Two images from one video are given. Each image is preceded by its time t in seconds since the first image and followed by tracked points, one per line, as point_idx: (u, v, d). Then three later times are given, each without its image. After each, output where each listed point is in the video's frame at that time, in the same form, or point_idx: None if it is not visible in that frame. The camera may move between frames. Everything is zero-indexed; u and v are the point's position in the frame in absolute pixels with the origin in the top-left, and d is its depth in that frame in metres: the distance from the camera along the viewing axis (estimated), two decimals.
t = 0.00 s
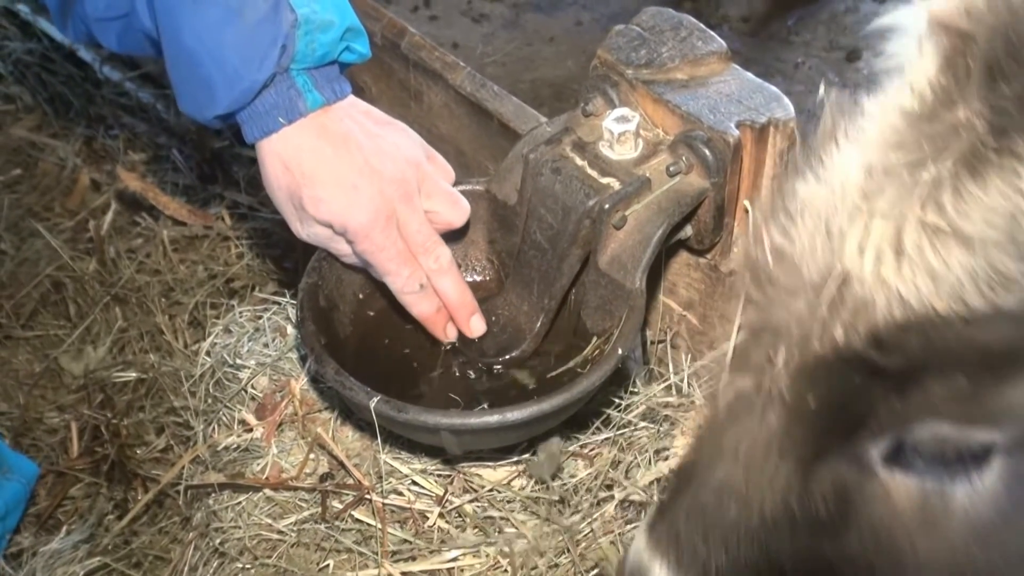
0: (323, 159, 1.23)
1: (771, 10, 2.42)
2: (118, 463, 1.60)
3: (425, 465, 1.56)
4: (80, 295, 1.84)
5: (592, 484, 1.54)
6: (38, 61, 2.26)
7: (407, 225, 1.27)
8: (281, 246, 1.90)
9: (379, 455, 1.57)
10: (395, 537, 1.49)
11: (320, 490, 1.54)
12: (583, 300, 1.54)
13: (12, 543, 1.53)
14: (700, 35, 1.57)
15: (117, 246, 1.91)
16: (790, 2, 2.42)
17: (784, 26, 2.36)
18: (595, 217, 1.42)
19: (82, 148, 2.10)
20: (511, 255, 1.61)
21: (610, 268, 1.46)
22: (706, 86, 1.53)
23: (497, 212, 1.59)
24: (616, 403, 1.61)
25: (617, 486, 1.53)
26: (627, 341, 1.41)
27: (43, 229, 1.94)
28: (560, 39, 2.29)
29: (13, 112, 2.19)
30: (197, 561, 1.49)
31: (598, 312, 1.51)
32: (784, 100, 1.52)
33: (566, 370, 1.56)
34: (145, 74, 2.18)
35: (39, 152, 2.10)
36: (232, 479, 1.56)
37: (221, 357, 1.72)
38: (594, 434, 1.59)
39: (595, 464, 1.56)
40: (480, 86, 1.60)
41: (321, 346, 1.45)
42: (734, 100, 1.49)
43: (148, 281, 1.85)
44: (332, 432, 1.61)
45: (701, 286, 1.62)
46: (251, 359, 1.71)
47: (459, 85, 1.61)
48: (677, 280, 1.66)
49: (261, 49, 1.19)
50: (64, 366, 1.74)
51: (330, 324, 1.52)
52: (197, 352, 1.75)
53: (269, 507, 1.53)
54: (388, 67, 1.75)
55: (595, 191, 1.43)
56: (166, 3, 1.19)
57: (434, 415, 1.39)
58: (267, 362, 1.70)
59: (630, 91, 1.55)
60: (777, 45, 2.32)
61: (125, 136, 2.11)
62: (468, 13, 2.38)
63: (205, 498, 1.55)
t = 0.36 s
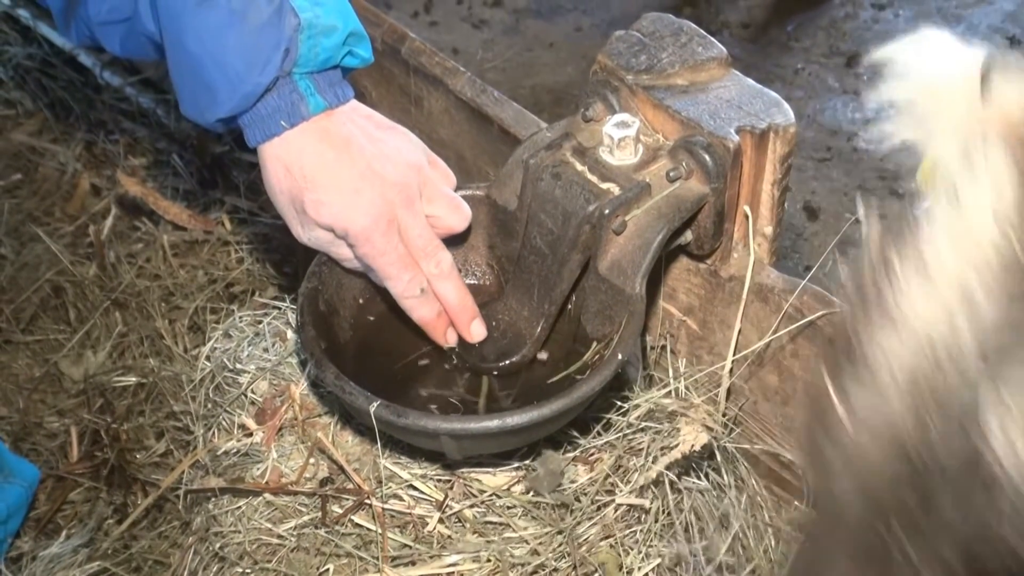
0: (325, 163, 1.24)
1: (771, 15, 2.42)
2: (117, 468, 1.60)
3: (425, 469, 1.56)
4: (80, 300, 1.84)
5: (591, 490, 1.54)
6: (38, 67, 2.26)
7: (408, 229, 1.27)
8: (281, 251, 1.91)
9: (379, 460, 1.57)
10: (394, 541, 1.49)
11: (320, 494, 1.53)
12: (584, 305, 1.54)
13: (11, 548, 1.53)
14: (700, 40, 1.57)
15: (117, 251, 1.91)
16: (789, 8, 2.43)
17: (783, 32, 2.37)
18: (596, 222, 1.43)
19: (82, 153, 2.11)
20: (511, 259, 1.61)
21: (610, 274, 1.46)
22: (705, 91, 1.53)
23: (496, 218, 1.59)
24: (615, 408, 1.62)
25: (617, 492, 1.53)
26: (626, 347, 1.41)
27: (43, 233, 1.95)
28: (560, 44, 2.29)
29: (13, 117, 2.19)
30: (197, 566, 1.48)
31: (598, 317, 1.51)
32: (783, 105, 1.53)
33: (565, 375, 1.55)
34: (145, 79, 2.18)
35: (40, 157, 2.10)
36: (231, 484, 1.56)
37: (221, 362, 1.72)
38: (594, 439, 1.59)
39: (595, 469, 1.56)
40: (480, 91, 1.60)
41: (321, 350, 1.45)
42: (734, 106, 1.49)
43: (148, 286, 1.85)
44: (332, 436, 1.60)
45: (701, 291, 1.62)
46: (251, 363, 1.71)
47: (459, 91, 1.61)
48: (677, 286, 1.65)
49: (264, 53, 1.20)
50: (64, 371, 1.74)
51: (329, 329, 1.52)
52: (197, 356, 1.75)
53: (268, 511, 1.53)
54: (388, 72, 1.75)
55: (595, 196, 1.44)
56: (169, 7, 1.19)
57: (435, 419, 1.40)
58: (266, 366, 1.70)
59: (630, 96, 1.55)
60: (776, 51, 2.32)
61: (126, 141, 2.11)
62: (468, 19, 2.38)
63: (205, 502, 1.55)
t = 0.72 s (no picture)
0: (318, 165, 1.24)
1: (772, 18, 2.42)
2: (115, 470, 1.60)
3: (424, 473, 1.56)
4: (79, 301, 1.83)
5: (590, 493, 1.54)
6: (38, 68, 2.26)
7: (404, 228, 1.27)
8: (280, 254, 1.91)
9: (377, 462, 1.56)
10: (393, 544, 1.49)
11: (318, 496, 1.52)
12: (584, 308, 1.54)
13: (9, 549, 1.53)
14: (701, 44, 1.57)
15: (116, 252, 1.91)
16: (791, 12, 2.43)
17: (784, 36, 2.37)
18: (595, 225, 1.43)
19: (82, 154, 2.11)
20: (510, 262, 1.60)
21: (609, 277, 1.46)
22: (706, 95, 1.53)
23: (496, 221, 1.59)
24: (615, 411, 1.61)
25: (615, 496, 1.53)
26: (625, 350, 1.42)
27: (42, 234, 1.95)
28: (561, 48, 2.29)
29: (13, 118, 2.19)
30: (195, 567, 1.48)
31: (597, 320, 1.51)
32: (783, 109, 1.53)
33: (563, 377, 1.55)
34: (146, 81, 2.18)
35: (39, 159, 2.10)
36: (229, 485, 1.55)
37: (219, 363, 1.71)
38: (593, 442, 1.58)
39: (594, 473, 1.55)
40: (480, 94, 1.60)
41: (319, 352, 1.45)
42: (734, 109, 1.50)
43: (147, 287, 1.85)
44: (330, 439, 1.59)
45: (701, 295, 1.62)
46: (249, 365, 1.70)
47: (459, 93, 1.61)
48: (677, 289, 1.65)
49: (256, 56, 1.20)
50: (63, 372, 1.74)
51: (328, 331, 1.51)
52: (195, 358, 1.74)
53: (266, 514, 1.52)
54: (388, 75, 1.74)
55: (595, 199, 1.44)
56: (161, 11, 1.19)
57: (432, 422, 1.39)
58: (265, 368, 1.69)
59: (630, 99, 1.55)
60: (777, 55, 2.32)
61: (125, 142, 2.11)
62: (468, 22, 2.38)
63: (203, 505, 1.54)
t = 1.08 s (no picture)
0: (311, 169, 1.23)
1: (772, 21, 2.41)
2: (111, 472, 1.60)
3: (420, 475, 1.55)
4: (75, 303, 1.83)
5: (587, 496, 1.53)
6: (34, 68, 2.26)
7: (397, 232, 1.27)
8: (277, 255, 1.91)
9: (373, 465, 1.56)
10: (389, 546, 1.48)
11: (314, 499, 1.52)
12: (581, 311, 1.54)
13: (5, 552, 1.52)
14: (698, 46, 1.57)
15: (113, 253, 1.91)
16: (790, 15, 2.43)
17: (783, 39, 2.36)
18: (593, 228, 1.43)
19: (78, 155, 2.11)
20: (507, 264, 1.60)
21: (607, 280, 1.46)
22: (703, 97, 1.53)
23: (493, 223, 1.59)
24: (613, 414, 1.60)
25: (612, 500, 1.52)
26: (623, 353, 1.42)
27: (38, 236, 1.94)
28: (559, 49, 2.29)
29: (9, 118, 2.19)
30: (190, 570, 1.48)
31: (594, 323, 1.51)
32: (781, 111, 1.53)
33: (560, 380, 1.55)
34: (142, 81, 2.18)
35: (36, 159, 2.10)
36: (225, 488, 1.54)
37: (216, 366, 1.70)
38: (590, 445, 1.57)
39: (591, 476, 1.55)
40: (478, 95, 1.59)
41: (316, 354, 1.45)
42: (732, 111, 1.50)
43: (143, 289, 1.85)
44: (326, 441, 1.59)
45: (699, 297, 1.61)
46: (246, 367, 1.69)
47: (457, 95, 1.60)
48: (674, 292, 1.64)
49: (251, 61, 1.19)
50: (59, 374, 1.73)
51: (324, 333, 1.51)
52: (192, 360, 1.74)
53: (262, 516, 1.52)
54: (386, 76, 1.74)
55: (592, 202, 1.44)
56: (158, 14, 1.19)
57: (429, 425, 1.39)
58: (261, 370, 1.69)
59: (628, 101, 1.55)
60: (776, 58, 2.32)
61: (122, 143, 2.11)
62: (466, 23, 2.38)
63: (198, 507, 1.54)
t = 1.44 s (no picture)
0: (302, 166, 1.18)
1: (779, 15, 2.36)
2: (95, 478, 1.54)
3: (415, 483, 1.50)
4: (59, 303, 1.78)
5: (588, 505, 1.48)
6: (18, 60, 2.20)
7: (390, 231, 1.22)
8: (268, 255, 1.86)
9: (367, 473, 1.50)
10: (383, 556, 1.43)
11: (306, 507, 1.47)
12: (584, 314, 1.48)
13: None
14: (706, 40, 1.51)
15: (98, 252, 1.86)
16: (797, 9, 2.38)
17: (792, 33, 2.31)
18: (596, 228, 1.39)
19: (62, 149, 2.05)
20: (506, 265, 1.54)
21: (610, 282, 1.41)
22: (711, 93, 1.48)
23: (493, 222, 1.53)
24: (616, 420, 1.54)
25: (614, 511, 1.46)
26: (626, 358, 1.37)
27: (21, 233, 1.89)
28: (560, 43, 2.24)
29: None
30: None
31: (597, 326, 1.46)
32: (792, 108, 1.47)
33: (562, 384, 1.49)
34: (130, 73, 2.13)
35: (20, 154, 2.05)
36: (213, 496, 1.49)
37: (204, 369, 1.65)
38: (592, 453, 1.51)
39: (593, 485, 1.50)
40: (477, 90, 1.54)
41: (308, 357, 1.39)
42: (740, 108, 1.44)
43: (130, 289, 1.80)
44: (318, 448, 1.53)
45: (704, 300, 1.56)
46: (235, 371, 1.64)
47: (455, 89, 1.55)
48: (680, 295, 1.59)
49: (240, 55, 1.14)
50: (41, 376, 1.68)
51: (317, 336, 1.45)
52: (179, 363, 1.69)
53: (251, 525, 1.46)
54: (382, 69, 1.69)
55: (596, 201, 1.40)
56: (143, 6, 1.14)
57: (425, 432, 1.34)
58: (251, 374, 1.63)
59: (633, 97, 1.50)
60: (784, 53, 2.27)
61: (108, 138, 2.06)
62: (465, 15, 2.33)
63: (185, 515, 1.48)
